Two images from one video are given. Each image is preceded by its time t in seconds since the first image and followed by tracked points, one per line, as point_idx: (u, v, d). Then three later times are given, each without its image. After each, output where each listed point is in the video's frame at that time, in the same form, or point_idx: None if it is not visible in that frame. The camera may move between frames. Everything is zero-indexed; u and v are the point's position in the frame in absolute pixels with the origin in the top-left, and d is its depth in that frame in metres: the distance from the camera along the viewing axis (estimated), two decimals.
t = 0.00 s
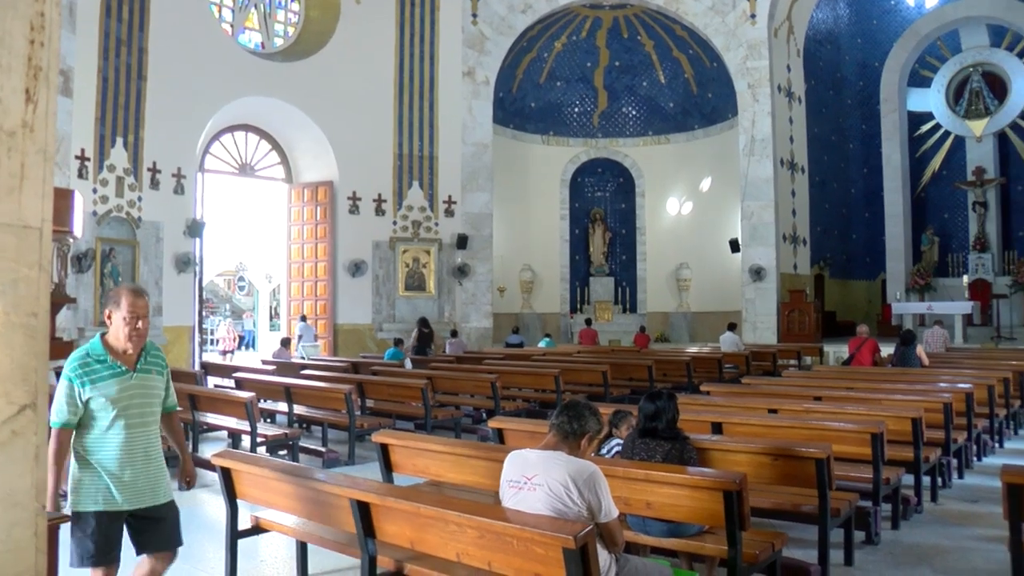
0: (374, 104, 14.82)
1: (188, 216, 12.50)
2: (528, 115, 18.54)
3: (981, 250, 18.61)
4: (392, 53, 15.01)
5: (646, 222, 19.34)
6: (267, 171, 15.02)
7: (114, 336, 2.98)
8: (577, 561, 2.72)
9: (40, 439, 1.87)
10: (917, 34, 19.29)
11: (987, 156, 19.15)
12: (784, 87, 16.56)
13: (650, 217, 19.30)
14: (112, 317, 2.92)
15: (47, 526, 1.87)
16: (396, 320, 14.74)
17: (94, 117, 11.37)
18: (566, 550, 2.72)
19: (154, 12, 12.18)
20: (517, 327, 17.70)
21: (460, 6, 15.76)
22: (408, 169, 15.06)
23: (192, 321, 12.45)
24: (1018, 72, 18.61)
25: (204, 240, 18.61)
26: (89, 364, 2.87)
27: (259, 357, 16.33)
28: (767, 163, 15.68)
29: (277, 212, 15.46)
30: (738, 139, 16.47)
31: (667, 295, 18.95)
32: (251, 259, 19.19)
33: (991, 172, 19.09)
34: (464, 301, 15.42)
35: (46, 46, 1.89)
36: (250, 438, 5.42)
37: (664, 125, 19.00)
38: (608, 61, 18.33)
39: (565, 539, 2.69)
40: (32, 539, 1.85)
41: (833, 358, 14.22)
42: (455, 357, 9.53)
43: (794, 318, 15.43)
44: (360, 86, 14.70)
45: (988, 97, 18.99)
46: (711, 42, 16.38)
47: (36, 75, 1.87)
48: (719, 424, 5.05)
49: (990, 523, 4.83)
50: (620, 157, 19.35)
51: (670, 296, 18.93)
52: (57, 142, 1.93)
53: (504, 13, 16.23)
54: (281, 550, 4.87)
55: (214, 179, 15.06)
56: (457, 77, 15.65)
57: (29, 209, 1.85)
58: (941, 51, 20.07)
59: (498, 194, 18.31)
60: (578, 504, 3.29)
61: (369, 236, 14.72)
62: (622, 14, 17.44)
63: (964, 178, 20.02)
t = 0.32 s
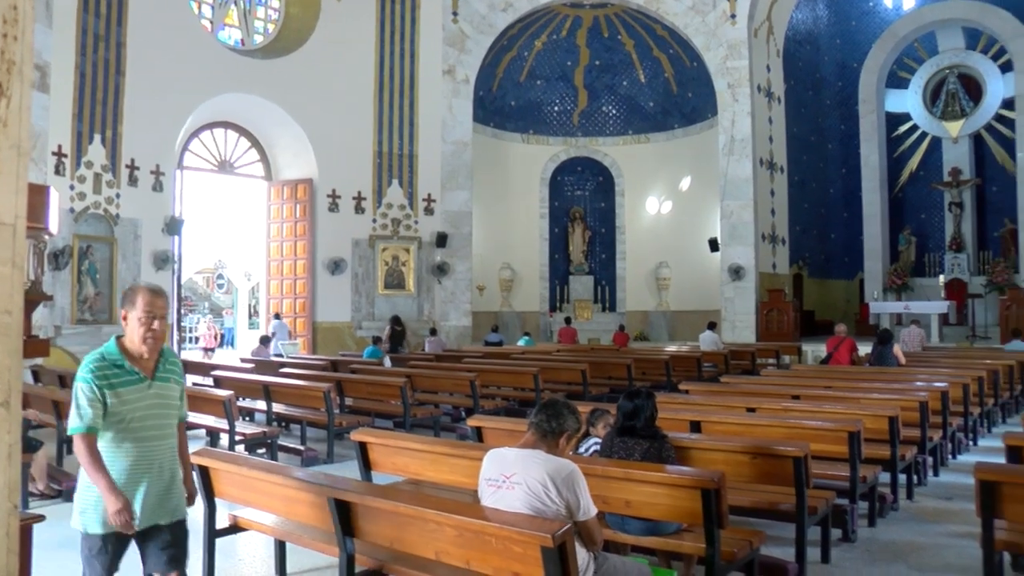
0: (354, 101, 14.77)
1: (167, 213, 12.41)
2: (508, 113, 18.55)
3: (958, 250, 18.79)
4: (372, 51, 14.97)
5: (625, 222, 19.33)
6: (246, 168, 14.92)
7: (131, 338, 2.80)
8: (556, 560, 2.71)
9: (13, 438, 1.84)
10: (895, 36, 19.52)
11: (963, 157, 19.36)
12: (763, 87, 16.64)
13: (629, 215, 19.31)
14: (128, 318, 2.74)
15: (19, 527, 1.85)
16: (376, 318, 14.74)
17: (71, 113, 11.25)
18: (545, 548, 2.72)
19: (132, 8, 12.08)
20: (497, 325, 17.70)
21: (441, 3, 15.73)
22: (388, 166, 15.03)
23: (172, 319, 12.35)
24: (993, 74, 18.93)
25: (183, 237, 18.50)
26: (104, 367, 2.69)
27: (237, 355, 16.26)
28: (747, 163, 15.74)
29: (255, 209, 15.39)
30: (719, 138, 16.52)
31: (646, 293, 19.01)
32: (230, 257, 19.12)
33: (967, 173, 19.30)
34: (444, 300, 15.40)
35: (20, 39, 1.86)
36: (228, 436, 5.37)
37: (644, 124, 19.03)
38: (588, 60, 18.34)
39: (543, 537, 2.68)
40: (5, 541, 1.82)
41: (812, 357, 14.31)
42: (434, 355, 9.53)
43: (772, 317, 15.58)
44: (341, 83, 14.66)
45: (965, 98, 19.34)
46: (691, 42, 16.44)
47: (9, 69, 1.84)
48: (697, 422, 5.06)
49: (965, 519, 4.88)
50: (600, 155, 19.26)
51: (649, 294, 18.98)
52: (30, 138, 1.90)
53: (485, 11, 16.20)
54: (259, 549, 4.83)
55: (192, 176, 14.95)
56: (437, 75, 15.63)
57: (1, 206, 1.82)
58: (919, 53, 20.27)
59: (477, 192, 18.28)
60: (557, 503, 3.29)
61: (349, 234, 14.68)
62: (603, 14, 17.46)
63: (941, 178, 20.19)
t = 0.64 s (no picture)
0: (328, 99, 14.71)
1: (138, 210, 12.30)
2: (482, 112, 18.52)
3: (926, 252, 19.04)
4: (346, 48, 14.89)
5: (598, 222, 19.33)
6: (218, 165, 14.82)
7: (169, 329, 2.47)
8: (527, 559, 2.70)
9: None
10: (867, 39, 19.72)
11: (931, 160, 19.63)
12: (736, 89, 16.75)
13: (602, 216, 19.34)
14: (165, 308, 2.42)
15: None
16: (347, 317, 14.69)
17: (39, 108, 11.11)
18: (516, 547, 2.71)
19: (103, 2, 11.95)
20: (468, 325, 17.68)
21: (414, 2, 15.69)
22: (360, 165, 14.98)
23: (142, 317, 12.34)
24: (961, 79, 19.27)
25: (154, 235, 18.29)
26: (136, 360, 2.37)
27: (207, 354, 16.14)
28: (719, 164, 15.83)
29: (227, 207, 15.28)
30: (692, 139, 16.62)
31: (618, 293, 19.07)
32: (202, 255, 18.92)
33: (936, 175, 19.56)
34: (416, 299, 15.38)
35: None
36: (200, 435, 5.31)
37: (616, 124, 19.06)
38: (562, 60, 18.35)
39: (515, 537, 2.67)
40: None
41: (783, 358, 14.42)
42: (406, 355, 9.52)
43: (743, 318, 15.67)
44: (316, 81, 14.61)
45: (933, 102, 19.61)
46: (665, 42, 16.53)
47: None
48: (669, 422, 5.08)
49: (931, 517, 4.93)
50: (573, 155, 19.28)
51: (622, 294, 19.04)
52: None
53: (459, 10, 16.18)
54: (231, 549, 4.78)
55: (163, 173, 14.79)
56: (410, 73, 15.59)
57: None
58: (889, 57, 20.50)
59: (449, 190, 18.21)
60: (527, 502, 3.29)
61: (321, 233, 14.61)
62: (577, 14, 17.50)
63: (910, 181, 20.40)
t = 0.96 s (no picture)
0: (300, 98, 14.65)
1: (106, 208, 12.16)
2: (453, 112, 18.52)
3: (893, 255, 19.31)
4: (317, 46, 14.83)
5: (568, 222, 19.43)
6: (188, 163, 14.71)
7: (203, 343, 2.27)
8: (496, 560, 2.69)
9: None
10: (836, 44, 20.17)
11: (898, 163, 19.95)
12: (707, 91, 16.89)
13: (573, 217, 19.40)
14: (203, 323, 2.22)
15: None
16: (318, 317, 14.62)
17: (5, 104, 10.95)
18: (486, 547, 2.70)
19: None
20: (438, 325, 17.65)
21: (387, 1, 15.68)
22: (332, 164, 14.93)
23: (109, 316, 12.21)
24: (927, 85, 19.62)
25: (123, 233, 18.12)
26: (169, 380, 2.17)
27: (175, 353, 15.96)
28: (690, 166, 15.95)
29: (197, 206, 15.15)
30: (662, 140, 16.72)
31: (588, 294, 19.11)
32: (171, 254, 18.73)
33: (903, 179, 19.89)
34: (387, 299, 15.40)
35: None
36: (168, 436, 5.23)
37: (588, 125, 19.13)
38: (534, 61, 18.35)
39: (484, 537, 2.66)
40: None
41: (752, 358, 14.52)
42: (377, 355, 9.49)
43: (713, 318, 15.82)
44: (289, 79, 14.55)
45: (900, 107, 19.93)
46: (636, 44, 16.62)
47: None
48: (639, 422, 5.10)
49: (896, 516, 5.00)
50: (544, 156, 19.34)
51: (592, 295, 19.09)
52: None
53: (432, 10, 16.22)
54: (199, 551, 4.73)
55: (132, 172, 14.64)
56: (381, 73, 15.59)
57: None
58: (858, 62, 20.78)
59: (421, 190, 18.18)
60: (498, 501, 3.29)
61: (292, 232, 14.53)
62: (550, 15, 17.54)
63: (877, 184, 20.67)
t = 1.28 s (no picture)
0: (273, 96, 14.58)
1: (75, 205, 12.03)
2: (427, 111, 18.47)
3: (863, 255, 19.52)
4: (291, 44, 14.76)
5: (541, 221, 19.41)
6: (160, 161, 14.60)
7: (275, 350, 2.01)
8: (470, 558, 2.67)
9: None
10: (808, 46, 20.32)
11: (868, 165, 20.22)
12: (680, 92, 16.96)
13: (546, 217, 19.36)
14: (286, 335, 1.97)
15: None
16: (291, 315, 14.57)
17: None
18: (459, 546, 2.68)
19: None
20: (411, 324, 17.63)
21: None
22: (305, 163, 14.86)
23: (79, 315, 12.07)
24: (896, 88, 19.92)
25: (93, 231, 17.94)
26: (240, 389, 1.92)
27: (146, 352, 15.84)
28: (662, 166, 16.02)
29: (168, 203, 15.04)
30: (636, 141, 16.78)
31: (561, 294, 19.13)
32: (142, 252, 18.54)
33: (873, 180, 20.17)
34: (360, 298, 15.39)
35: None
36: (138, 436, 5.17)
37: (562, 125, 19.18)
38: (508, 61, 18.36)
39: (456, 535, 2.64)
40: None
41: (724, 357, 14.61)
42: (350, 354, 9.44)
43: (685, 319, 15.97)
44: (262, 77, 14.48)
45: (871, 109, 20.23)
46: (611, 45, 16.67)
47: None
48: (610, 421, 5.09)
49: (864, 513, 5.06)
50: (518, 156, 19.36)
51: (565, 295, 19.12)
52: None
53: (406, 9, 16.17)
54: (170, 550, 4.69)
55: (102, 169, 14.51)
56: (356, 72, 15.51)
57: None
58: (829, 64, 20.97)
59: (394, 190, 18.12)
60: (470, 499, 3.29)
61: (264, 230, 14.46)
62: (524, 15, 17.52)
63: (848, 185, 20.88)
